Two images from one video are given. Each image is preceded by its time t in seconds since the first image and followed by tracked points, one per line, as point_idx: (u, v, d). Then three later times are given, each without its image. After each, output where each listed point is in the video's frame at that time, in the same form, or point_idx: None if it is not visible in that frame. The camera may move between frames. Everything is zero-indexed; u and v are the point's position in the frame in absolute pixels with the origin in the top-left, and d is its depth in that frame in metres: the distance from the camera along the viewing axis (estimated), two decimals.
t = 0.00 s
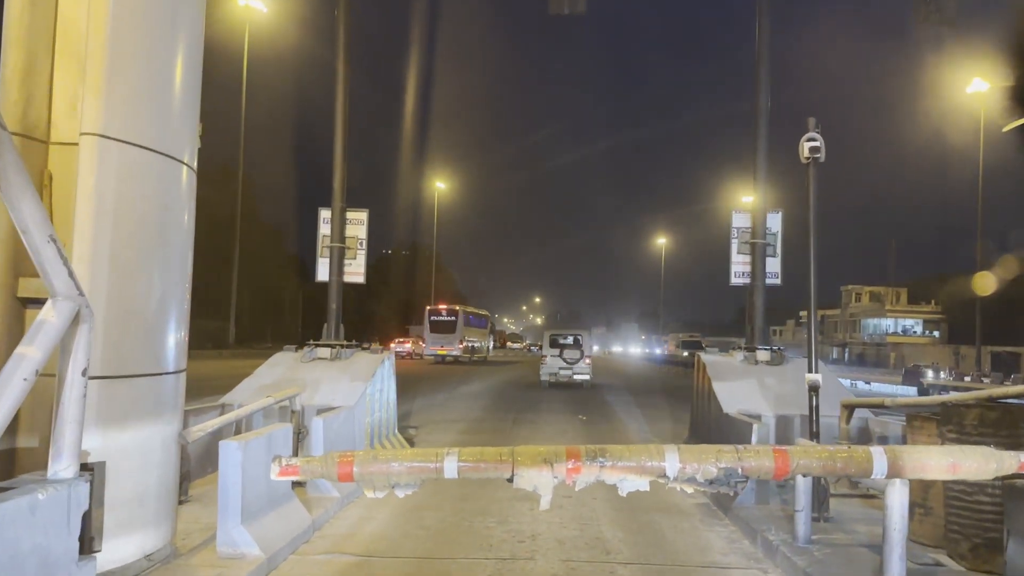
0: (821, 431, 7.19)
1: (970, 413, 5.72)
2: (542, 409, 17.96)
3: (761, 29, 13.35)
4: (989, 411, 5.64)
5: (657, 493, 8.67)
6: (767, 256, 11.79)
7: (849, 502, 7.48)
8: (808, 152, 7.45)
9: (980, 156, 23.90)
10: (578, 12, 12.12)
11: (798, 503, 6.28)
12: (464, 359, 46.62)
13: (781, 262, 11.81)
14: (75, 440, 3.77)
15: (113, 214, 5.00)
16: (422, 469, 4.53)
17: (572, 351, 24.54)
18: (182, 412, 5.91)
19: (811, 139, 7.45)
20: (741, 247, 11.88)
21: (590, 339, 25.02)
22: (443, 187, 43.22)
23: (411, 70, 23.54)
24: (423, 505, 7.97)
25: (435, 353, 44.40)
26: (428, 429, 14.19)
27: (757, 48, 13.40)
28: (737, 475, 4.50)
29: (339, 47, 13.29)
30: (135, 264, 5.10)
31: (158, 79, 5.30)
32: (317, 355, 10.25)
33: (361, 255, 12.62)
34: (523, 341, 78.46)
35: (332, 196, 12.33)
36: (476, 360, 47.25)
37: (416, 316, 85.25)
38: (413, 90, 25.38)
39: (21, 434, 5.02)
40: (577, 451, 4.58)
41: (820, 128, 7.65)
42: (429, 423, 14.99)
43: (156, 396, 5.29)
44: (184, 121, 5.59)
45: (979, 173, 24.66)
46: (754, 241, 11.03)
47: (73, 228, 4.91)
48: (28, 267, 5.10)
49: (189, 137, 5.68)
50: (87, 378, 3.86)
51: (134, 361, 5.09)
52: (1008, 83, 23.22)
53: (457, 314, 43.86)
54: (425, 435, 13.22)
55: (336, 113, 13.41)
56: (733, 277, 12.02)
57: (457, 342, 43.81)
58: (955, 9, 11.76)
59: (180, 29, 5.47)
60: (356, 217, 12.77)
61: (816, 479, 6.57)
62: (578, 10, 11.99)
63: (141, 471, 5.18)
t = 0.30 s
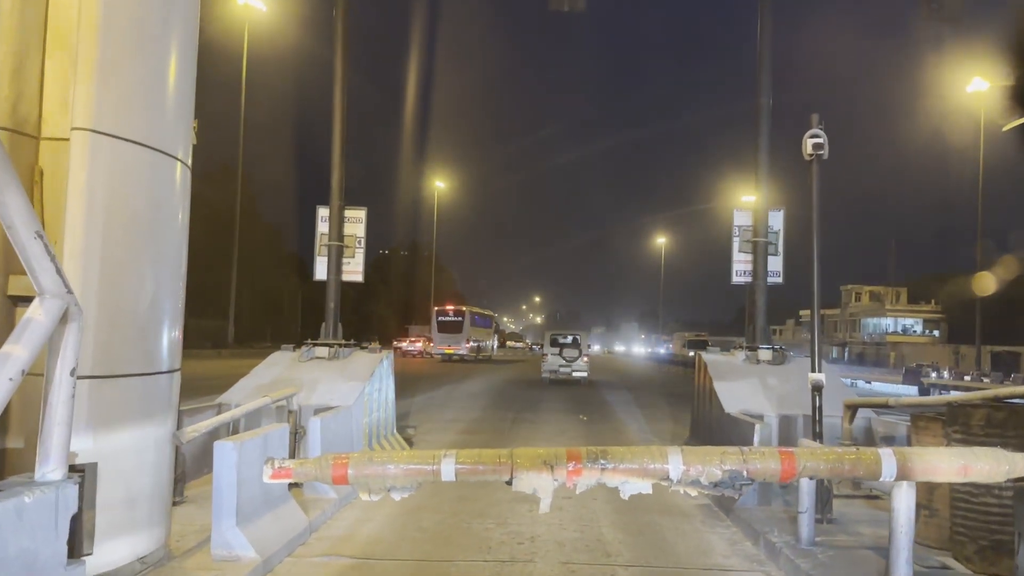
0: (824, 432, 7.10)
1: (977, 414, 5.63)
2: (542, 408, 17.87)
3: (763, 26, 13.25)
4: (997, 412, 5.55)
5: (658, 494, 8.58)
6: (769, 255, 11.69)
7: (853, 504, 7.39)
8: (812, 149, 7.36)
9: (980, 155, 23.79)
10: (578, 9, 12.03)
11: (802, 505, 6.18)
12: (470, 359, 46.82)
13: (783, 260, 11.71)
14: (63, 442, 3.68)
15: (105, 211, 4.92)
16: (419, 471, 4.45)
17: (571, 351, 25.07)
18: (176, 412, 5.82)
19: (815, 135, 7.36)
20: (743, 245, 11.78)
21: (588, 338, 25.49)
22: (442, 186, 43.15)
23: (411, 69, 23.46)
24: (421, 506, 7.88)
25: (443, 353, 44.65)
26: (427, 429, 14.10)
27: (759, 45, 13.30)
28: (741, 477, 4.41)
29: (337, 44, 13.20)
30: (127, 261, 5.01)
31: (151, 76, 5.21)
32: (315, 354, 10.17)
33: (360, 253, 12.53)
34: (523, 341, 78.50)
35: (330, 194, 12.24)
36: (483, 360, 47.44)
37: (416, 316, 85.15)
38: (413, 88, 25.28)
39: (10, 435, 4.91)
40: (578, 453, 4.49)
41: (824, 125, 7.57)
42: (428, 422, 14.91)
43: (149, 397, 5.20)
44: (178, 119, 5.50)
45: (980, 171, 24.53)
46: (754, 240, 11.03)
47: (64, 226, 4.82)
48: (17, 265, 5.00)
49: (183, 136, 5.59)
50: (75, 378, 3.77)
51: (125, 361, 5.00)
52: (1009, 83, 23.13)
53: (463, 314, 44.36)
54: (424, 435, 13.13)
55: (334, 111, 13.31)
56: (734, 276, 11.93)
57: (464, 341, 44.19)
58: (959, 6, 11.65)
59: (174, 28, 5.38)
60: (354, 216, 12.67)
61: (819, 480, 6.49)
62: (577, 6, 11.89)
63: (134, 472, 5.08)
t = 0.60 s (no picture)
0: (827, 432, 7.02)
1: (982, 414, 5.55)
2: (542, 408, 17.80)
3: (765, 23, 13.16)
4: (1002, 412, 5.47)
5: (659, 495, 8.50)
6: (771, 253, 11.61)
7: (856, 505, 7.30)
8: (815, 146, 7.29)
9: (982, 154, 23.70)
10: (578, 6, 11.94)
11: (804, 507, 6.10)
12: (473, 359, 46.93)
13: (784, 259, 11.63)
14: (54, 443, 3.60)
15: (97, 210, 4.84)
16: (416, 473, 4.38)
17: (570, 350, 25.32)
18: (171, 412, 5.75)
19: (818, 132, 7.29)
20: (744, 243, 11.70)
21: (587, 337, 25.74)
22: (442, 185, 43.08)
23: (411, 68, 23.37)
24: (420, 507, 7.80)
25: (450, 352, 45.03)
26: (425, 429, 14.05)
27: (761, 42, 13.22)
28: (746, 481, 4.34)
29: (336, 43, 13.11)
30: (120, 259, 4.93)
31: (146, 74, 5.14)
32: (312, 354, 10.10)
33: (358, 251, 12.44)
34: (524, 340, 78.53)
35: (329, 192, 12.16)
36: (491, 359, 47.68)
37: (416, 315, 85.05)
38: (414, 87, 25.19)
39: None
40: (578, 455, 4.41)
41: (827, 121, 7.51)
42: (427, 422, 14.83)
43: (141, 398, 5.11)
44: (173, 117, 5.43)
45: (981, 170, 24.43)
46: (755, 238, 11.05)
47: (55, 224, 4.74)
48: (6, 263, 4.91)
49: (177, 136, 5.51)
50: (66, 378, 3.70)
51: (118, 361, 4.92)
52: (1009, 82, 23.04)
53: (471, 314, 44.38)
54: (423, 435, 13.06)
55: (332, 109, 13.24)
56: (734, 275, 11.86)
57: (470, 341, 44.43)
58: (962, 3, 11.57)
59: (169, 27, 5.31)
60: (353, 214, 12.60)
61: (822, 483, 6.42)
62: (577, 3, 11.82)
63: (128, 474, 5.01)
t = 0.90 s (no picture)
0: (828, 433, 6.97)
1: (986, 414, 5.49)
2: (542, 408, 17.73)
3: (766, 22, 13.09)
4: (1007, 413, 5.41)
5: (659, 496, 8.44)
6: (771, 252, 11.54)
7: (858, 506, 7.25)
8: (817, 144, 7.23)
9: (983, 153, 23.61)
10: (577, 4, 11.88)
11: (806, 508, 6.04)
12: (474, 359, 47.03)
13: (785, 259, 11.58)
14: (45, 444, 3.54)
15: (90, 209, 4.78)
16: (414, 475, 4.32)
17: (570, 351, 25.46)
18: (166, 412, 5.69)
19: (820, 130, 7.23)
20: (744, 242, 11.64)
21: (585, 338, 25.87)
22: (442, 184, 43.03)
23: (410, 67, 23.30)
24: (419, 508, 7.74)
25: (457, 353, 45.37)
26: (424, 428, 14.00)
27: (761, 39, 13.15)
28: (749, 483, 4.28)
29: (334, 41, 13.05)
30: (114, 257, 4.88)
31: (141, 72, 5.09)
32: (311, 354, 10.06)
33: (357, 251, 12.38)
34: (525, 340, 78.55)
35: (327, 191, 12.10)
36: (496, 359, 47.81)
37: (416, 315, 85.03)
38: (414, 86, 25.12)
39: None
40: (579, 456, 4.35)
41: (828, 120, 7.46)
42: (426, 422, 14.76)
43: (135, 399, 5.06)
44: (169, 115, 5.38)
45: (981, 170, 24.35)
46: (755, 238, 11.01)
47: (47, 223, 4.68)
48: None
49: (173, 135, 5.46)
50: (57, 378, 3.63)
51: (111, 360, 4.86)
52: (1009, 82, 22.97)
53: (476, 315, 44.63)
54: (422, 435, 13.01)
55: (331, 108, 13.18)
56: (735, 275, 11.82)
57: (475, 340, 44.70)
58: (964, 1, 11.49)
59: (164, 26, 5.26)
60: (352, 214, 12.53)
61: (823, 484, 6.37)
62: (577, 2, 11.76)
63: (122, 475, 4.95)
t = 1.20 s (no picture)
0: (829, 433, 6.93)
1: (990, 415, 5.45)
2: (542, 408, 17.68)
3: (766, 20, 13.04)
4: (1011, 413, 5.37)
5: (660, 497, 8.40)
6: (771, 252, 11.50)
7: (860, 506, 7.21)
8: (818, 143, 7.19)
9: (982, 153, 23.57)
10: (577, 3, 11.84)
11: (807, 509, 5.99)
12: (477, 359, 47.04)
13: (786, 258, 11.54)
14: (37, 446, 3.49)
15: (84, 208, 4.72)
16: (411, 477, 4.28)
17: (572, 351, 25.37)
18: (162, 413, 5.63)
19: (821, 128, 7.19)
20: (744, 242, 11.59)
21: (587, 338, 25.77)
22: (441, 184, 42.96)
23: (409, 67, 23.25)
24: (418, 508, 7.70)
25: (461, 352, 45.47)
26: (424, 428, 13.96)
27: (761, 38, 13.10)
28: (752, 484, 4.25)
29: (332, 40, 13.00)
30: (109, 257, 4.83)
31: (137, 71, 5.04)
32: (309, 354, 10.02)
33: (355, 250, 12.33)
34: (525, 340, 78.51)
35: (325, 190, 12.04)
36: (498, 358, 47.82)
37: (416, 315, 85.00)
38: (413, 86, 25.05)
39: None
40: (579, 458, 4.30)
41: (830, 119, 7.42)
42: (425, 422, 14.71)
43: (130, 400, 5.00)
44: (165, 115, 5.33)
45: (981, 170, 24.33)
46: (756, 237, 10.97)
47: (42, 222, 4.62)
48: None
49: (169, 134, 5.41)
50: (50, 379, 3.58)
51: (106, 361, 4.81)
52: (1008, 82, 22.94)
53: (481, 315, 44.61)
54: (421, 434, 12.96)
55: (329, 107, 13.13)
56: (735, 274, 11.77)
57: (481, 341, 44.73)
58: None
59: (160, 25, 5.20)
60: (350, 213, 12.48)
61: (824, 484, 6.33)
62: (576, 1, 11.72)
63: (118, 477, 4.90)
